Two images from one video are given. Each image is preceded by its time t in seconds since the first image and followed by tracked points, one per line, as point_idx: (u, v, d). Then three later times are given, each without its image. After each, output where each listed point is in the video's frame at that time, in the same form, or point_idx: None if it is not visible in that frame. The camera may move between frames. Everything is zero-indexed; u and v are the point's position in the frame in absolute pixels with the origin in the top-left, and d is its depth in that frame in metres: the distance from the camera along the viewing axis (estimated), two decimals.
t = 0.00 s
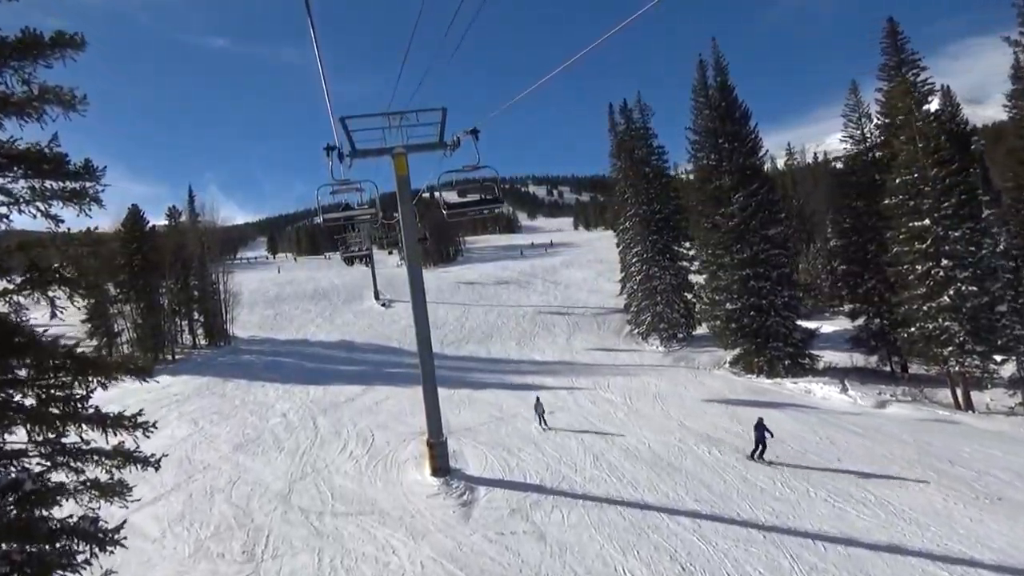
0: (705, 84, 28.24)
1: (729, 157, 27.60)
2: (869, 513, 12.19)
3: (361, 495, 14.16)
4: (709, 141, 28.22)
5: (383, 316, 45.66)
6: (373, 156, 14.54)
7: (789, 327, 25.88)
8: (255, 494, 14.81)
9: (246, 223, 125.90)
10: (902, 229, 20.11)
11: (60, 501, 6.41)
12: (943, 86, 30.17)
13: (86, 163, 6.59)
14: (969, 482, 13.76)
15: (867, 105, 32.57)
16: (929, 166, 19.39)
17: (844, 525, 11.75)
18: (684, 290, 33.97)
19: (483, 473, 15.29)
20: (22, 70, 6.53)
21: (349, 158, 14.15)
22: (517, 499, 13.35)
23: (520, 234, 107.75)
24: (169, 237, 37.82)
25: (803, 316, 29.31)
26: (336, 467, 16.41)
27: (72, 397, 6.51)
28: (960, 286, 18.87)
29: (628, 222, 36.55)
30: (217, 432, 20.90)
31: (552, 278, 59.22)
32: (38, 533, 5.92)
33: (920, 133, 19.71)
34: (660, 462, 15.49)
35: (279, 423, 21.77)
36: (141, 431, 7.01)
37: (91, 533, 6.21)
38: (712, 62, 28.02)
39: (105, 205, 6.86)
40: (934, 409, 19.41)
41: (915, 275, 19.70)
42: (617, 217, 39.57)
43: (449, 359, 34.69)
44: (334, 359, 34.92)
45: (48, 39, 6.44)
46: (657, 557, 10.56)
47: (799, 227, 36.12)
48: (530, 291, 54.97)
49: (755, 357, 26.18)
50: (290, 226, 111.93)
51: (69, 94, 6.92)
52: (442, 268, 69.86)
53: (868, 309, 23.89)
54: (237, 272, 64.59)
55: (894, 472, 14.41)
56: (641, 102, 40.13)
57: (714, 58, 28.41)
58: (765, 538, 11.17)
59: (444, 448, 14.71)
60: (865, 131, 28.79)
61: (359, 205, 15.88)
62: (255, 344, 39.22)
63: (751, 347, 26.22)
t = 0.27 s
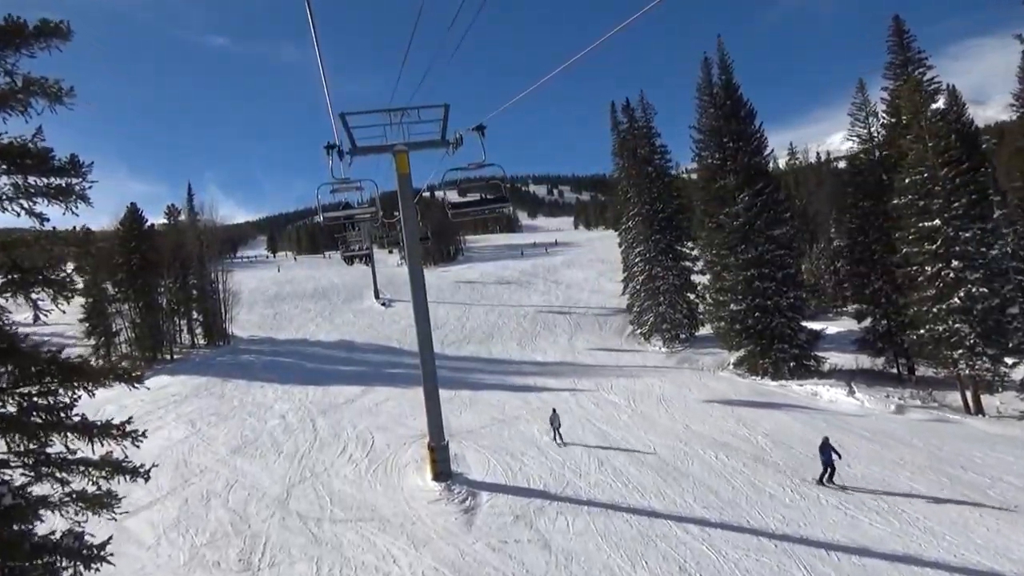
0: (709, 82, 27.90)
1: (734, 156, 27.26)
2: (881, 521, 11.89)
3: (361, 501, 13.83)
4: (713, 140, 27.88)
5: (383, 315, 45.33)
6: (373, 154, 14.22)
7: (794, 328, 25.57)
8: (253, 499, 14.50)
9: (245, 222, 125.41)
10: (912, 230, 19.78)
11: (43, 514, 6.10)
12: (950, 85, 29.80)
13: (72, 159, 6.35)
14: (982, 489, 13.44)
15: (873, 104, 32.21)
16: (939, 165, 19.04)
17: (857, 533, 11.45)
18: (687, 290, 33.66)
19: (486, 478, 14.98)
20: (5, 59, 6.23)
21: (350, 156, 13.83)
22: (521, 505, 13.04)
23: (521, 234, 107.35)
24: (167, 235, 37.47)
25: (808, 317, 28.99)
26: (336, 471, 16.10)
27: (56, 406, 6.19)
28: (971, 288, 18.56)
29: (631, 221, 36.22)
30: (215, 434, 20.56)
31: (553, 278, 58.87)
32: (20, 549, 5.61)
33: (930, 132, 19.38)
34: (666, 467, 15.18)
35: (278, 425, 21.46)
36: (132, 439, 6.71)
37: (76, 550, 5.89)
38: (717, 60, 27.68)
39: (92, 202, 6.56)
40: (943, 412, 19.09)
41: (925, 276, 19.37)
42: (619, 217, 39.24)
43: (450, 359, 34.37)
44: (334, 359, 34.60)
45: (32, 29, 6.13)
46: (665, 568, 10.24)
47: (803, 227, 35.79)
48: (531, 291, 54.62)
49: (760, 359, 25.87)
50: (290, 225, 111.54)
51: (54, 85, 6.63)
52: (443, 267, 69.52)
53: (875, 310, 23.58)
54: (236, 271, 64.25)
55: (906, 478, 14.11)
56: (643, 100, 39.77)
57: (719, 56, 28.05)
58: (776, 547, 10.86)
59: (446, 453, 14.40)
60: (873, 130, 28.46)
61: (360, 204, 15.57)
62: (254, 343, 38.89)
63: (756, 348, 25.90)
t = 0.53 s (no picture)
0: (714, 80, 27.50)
1: (740, 154, 26.88)
2: (897, 531, 11.54)
3: (361, 508, 13.46)
4: (719, 139, 27.49)
5: (383, 315, 44.94)
6: (373, 151, 13.82)
7: (800, 330, 25.18)
8: (249, 506, 14.13)
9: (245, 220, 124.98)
10: (922, 230, 19.40)
11: (22, 534, 5.72)
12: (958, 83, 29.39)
13: (52, 154, 5.99)
14: (999, 497, 13.09)
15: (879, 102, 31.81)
16: (951, 164, 18.65)
17: (872, 544, 11.10)
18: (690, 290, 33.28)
19: (488, 483, 14.60)
20: None
21: (350, 153, 13.43)
22: (525, 513, 12.68)
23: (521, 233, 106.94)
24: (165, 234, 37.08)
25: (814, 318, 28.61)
26: (335, 476, 15.73)
27: (35, 418, 5.79)
28: (984, 290, 18.17)
29: (633, 221, 35.83)
30: (211, 436, 20.18)
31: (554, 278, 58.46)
32: None
33: (940, 131, 19.01)
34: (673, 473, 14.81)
35: (276, 427, 21.08)
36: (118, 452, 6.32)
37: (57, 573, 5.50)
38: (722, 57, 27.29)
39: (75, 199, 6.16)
40: (954, 417, 18.72)
41: (936, 278, 18.99)
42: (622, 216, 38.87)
43: (450, 360, 34.00)
44: (333, 359, 34.22)
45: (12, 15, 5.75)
46: None
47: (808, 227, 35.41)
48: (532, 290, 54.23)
49: (766, 361, 25.50)
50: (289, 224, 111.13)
51: (35, 75, 6.25)
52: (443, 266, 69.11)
53: (883, 312, 23.19)
54: (235, 269, 63.88)
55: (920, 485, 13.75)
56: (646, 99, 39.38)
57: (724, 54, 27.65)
58: (789, 559, 10.51)
59: (447, 458, 14.04)
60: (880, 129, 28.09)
61: (360, 203, 15.18)
62: (252, 343, 38.52)
63: (761, 350, 25.53)
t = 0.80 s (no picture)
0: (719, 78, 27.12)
1: (744, 154, 26.51)
2: (912, 542, 11.22)
3: (360, 516, 13.10)
4: (723, 138, 27.11)
5: (383, 316, 44.53)
6: (373, 150, 13.45)
7: (805, 332, 24.82)
8: (245, 513, 13.76)
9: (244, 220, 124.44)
10: (932, 231, 19.06)
11: None
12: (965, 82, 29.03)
13: (30, 150, 5.65)
14: (1014, 505, 12.76)
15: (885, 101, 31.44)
16: (962, 164, 18.29)
17: (888, 555, 10.78)
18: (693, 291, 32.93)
19: (490, 490, 14.25)
20: None
21: (349, 152, 13.07)
22: (530, 522, 12.33)
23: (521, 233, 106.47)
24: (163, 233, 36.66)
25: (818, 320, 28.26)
26: (333, 482, 15.36)
27: (9, 433, 5.44)
28: (996, 292, 17.83)
29: (636, 221, 35.45)
30: (208, 440, 19.81)
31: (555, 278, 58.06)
32: None
33: (951, 131, 18.66)
34: (680, 480, 14.46)
35: (273, 431, 20.68)
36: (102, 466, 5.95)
37: None
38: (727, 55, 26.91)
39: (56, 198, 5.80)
40: (965, 421, 18.38)
41: (947, 279, 18.64)
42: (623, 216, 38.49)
43: (450, 362, 33.61)
44: (331, 360, 33.82)
45: None
46: None
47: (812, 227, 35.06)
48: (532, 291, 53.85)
49: (771, 363, 25.14)
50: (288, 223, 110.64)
51: (15, 67, 5.90)
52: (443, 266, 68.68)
53: (891, 314, 22.84)
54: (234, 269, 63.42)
55: (933, 493, 13.42)
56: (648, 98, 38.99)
57: (728, 52, 27.28)
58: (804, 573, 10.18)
59: (449, 464, 13.69)
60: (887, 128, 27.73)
61: (359, 203, 14.81)
62: (250, 343, 38.13)
63: (766, 352, 25.17)
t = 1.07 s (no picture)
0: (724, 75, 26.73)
1: (750, 152, 26.13)
2: (931, 552, 10.87)
3: (361, 525, 12.73)
4: (729, 136, 26.73)
5: (383, 317, 44.14)
6: (373, 148, 13.07)
7: (813, 333, 24.42)
8: (242, 521, 13.41)
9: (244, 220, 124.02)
10: (943, 231, 18.69)
11: None
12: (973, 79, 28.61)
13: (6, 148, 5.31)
14: None
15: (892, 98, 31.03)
16: (974, 162, 17.91)
17: (907, 566, 10.42)
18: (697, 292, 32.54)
19: (494, 497, 13.86)
20: None
21: (349, 150, 12.69)
22: (536, 531, 11.97)
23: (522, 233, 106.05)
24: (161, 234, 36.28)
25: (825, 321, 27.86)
26: (333, 489, 14.99)
27: None
28: (1010, 293, 17.44)
29: (639, 221, 35.07)
30: (205, 445, 19.43)
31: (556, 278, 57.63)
32: None
33: (963, 129, 18.28)
34: (689, 486, 14.09)
35: (272, 435, 20.30)
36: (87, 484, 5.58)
37: None
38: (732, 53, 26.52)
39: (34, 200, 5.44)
40: (978, 425, 18.00)
41: (959, 280, 18.26)
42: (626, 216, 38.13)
43: (452, 363, 33.21)
44: (331, 362, 33.42)
45: None
46: None
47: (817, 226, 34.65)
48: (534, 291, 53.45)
49: (777, 365, 24.76)
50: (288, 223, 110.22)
51: None
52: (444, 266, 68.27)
53: (900, 315, 22.45)
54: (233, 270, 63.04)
55: (949, 500, 13.06)
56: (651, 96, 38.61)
57: (734, 49, 26.89)
58: None
59: (452, 471, 13.31)
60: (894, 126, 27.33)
61: (360, 204, 14.43)
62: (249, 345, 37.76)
63: (773, 354, 24.78)
